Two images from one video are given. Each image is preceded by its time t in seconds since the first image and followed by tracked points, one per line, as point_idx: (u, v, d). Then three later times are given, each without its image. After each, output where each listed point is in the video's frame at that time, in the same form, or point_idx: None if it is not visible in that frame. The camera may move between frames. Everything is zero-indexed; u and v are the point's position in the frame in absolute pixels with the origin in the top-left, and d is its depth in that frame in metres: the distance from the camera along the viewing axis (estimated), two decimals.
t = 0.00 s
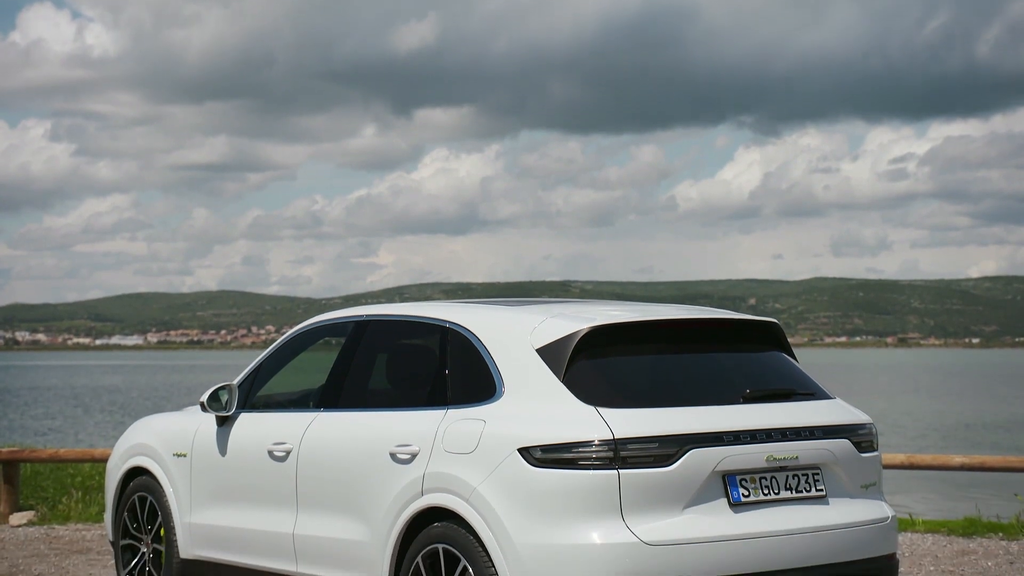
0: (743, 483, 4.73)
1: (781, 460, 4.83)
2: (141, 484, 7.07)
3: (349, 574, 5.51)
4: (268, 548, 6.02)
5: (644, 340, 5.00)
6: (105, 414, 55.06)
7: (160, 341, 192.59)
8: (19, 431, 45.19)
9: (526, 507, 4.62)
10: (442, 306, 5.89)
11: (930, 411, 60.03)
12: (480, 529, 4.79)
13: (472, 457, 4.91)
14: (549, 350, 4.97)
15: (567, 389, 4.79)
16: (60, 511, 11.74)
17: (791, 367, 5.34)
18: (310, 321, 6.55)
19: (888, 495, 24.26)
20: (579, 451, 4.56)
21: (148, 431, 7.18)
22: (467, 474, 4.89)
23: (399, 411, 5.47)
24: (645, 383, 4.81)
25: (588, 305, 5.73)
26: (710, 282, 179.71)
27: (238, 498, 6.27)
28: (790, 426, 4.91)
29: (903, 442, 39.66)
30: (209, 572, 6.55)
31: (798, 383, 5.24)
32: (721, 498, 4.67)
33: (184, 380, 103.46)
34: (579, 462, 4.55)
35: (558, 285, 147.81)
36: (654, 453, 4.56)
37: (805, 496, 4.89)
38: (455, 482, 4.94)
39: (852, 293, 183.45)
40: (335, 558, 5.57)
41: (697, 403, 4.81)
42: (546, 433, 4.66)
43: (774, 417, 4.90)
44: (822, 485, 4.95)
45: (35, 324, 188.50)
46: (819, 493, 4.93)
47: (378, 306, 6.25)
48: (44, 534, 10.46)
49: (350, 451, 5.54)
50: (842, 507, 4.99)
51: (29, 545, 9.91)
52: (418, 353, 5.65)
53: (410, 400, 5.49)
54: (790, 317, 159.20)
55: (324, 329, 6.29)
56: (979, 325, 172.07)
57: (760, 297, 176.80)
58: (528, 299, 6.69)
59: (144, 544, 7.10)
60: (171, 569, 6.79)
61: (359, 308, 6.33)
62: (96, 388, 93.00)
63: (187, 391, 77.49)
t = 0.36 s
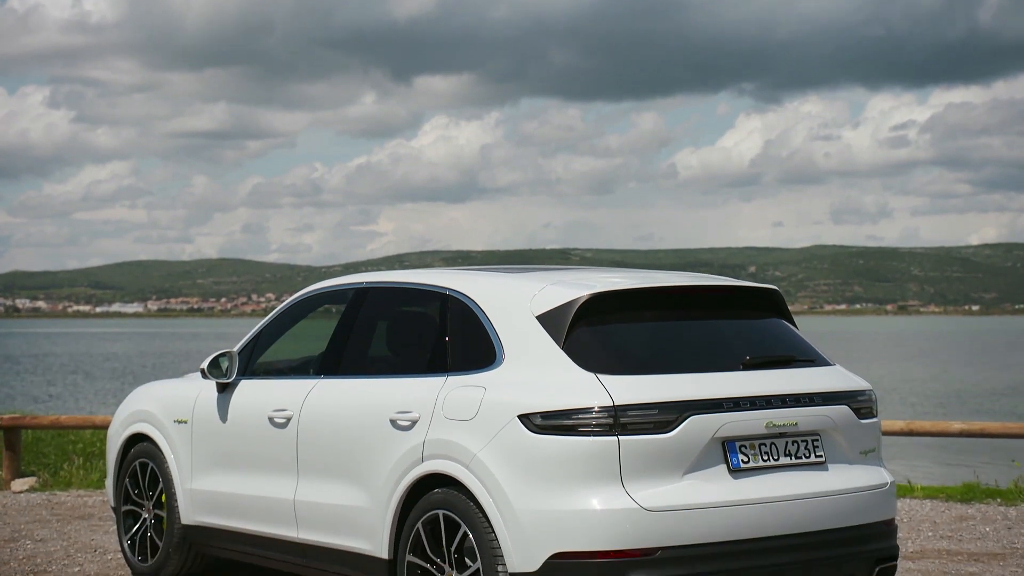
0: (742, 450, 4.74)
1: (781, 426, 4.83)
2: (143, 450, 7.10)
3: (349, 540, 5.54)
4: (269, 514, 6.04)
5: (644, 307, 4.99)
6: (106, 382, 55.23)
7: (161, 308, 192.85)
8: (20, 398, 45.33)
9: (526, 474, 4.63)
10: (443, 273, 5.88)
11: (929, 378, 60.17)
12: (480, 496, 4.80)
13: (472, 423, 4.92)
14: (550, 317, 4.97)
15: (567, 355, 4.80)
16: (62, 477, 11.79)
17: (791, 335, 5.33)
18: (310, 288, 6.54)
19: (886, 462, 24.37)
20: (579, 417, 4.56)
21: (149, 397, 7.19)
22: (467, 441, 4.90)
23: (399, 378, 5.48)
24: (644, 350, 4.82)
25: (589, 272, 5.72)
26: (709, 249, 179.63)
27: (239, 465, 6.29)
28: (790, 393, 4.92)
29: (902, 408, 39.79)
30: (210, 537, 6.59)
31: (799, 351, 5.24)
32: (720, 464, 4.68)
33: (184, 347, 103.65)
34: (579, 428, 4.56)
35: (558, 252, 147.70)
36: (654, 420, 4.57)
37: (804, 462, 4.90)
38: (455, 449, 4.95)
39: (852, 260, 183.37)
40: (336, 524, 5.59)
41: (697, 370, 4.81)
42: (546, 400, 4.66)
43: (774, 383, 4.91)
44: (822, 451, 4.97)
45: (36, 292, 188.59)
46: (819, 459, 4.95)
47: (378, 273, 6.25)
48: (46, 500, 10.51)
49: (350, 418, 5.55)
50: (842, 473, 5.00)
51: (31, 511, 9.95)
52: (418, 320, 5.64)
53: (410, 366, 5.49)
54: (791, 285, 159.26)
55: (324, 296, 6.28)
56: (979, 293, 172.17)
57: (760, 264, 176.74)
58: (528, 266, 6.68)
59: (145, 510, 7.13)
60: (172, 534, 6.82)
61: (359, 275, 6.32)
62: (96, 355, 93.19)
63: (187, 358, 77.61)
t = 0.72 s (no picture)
0: (742, 416, 4.75)
1: (781, 393, 4.84)
2: (144, 417, 7.11)
3: (349, 506, 5.57)
4: (269, 480, 6.07)
5: (644, 274, 4.99)
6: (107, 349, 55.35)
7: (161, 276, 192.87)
8: (20, 365, 45.46)
9: (526, 440, 4.64)
10: (442, 240, 5.87)
11: (928, 345, 60.28)
12: (480, 462, 4.82)
13: (472, 390, 4.93)
14: (549, 285, 4.97)
15: (567, 322, 4.80)
16: (64, 444, 11.83)
17: (791, 302, 5.33)
18: (310, 256, 6.53)
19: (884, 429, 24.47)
20: (579, 384, 4.57)
21: (148, 364, 7.20)
22: (467, 408, 4.91)
23: (399, 345, 5.48)
24: (644, 317, 4.82)
25: (589, 239, 5.71)
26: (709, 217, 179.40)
27: (239, 431, 6.31)
28: (790, 359, 4.92)
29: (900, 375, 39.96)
30: (211, 503, 6.62)
31: (799, 318, 5.23)
32: (720, 431, 4.70)
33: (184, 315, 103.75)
34: (579, 395, 4.57)
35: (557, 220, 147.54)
36: (654, 386, 4.58)
37: (804, 429, 4.92)
38: (455, 416, 4.96)
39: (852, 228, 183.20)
40: (336, 490, 5.62)
41: (696, 337, 4.82)
42: (546, 367, 4.67)
43: (773, 350, 4.91)
44: (822, 418, 4.98)
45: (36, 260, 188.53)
46: (818, 425, 4.96)
47: (378, 240, 6.24)
48: (47, 467, 10.55)
49: (350, 385, 5.57)
50: (841, 439, 5.02)
51: (33, 477, 9.99)
52: (418, 287, 5.64)
53: (410, 333, 5.50)
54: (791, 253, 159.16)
55: (324, 264, 6.27)
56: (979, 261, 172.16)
57: (760, 232, 176.59)
58: (528, 233, 6.67)
59: (146, 476, 7.16)
60: (174, 501, 6.86)
61: (359, 242, 6.31)
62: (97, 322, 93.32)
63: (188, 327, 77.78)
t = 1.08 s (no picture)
0: (742, 383, 4.76)
1: (781, 359, 4.85)
2: (144, 384, 7.13)
3: (349, 473, 5.59)
4: (270, 447, 6.09)
5: (644, 242, 4.98)
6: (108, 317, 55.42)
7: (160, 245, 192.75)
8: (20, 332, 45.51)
9: (526, 407, 4.65)
10: (442, 208, 5.85)
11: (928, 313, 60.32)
12: (480, 429, 4.83)
13: (472, 357, 4.93)
14: (549, 251, 4.96)
15: (567, 289, 4.79)
16: (65, 411, 11.87)
17: (792, 269, 5.32)
18: (309, 224, 6.51)
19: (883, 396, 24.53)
20: (579, 351, 4.57)
21: (149, 331, 7.21)
22: (467, 375, 4.92)
23: (399, 312, 5.48)
24: (644, 284, 4.81)
25: (589, 206, 5.70)
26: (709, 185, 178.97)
27: (240, 399, 6.33)
28: (790, 326, 4.92)
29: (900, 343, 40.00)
30: (212, 469, 6.65)
31: (799, 285, 5.23)
32: (720, 398, 4.70)
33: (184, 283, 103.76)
34: (579, 362, 4.57)
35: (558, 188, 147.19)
36: (654, 353, 4.58)
37: (804, 395, 4.92)
38: (456, 383, 4.97)
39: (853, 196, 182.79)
40: (337, 457, 5.64)
41: (696, 304, 4.81)
42: (546, 333, 4.67)
43: (774, 317, 4.91)
44: (821, 385, 4.99)
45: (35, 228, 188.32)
46: (818, 392, 4.97)
47: (378, 208, 6.22)
48: (49, 433, 10.59)
49: (350, 353, 5.57)
50: (841, 406, 5.03)
51: (35, 444, 10.03)
52: (418, 255, 5.63)
53: (410, 301, 5.49)
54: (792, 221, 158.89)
55: (324, 231, 6.26)
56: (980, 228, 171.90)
57: (760, 200, 176.27)
58: (528, 201, 6.65)
59: (148, 443, 7.19)
60: (175, 468, 6.89)
61: (359, 210, 6.29)
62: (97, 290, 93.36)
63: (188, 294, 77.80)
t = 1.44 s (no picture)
0: (742, 354, 4.76)
1: (781, 330, 4.85)
2: (145, 355, 7.13)
3: (350, 443, 5.60)
4: (270, 418, 6.10)
5: (645, 213, 4.96)
6: (108, 288, 55.42)
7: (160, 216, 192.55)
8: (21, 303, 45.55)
9: (526, 377, 4.66)
10: (442, 179, 5.83)
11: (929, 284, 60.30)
12: (480, 400, 4.84)
13: (472, 328, 4.93)
14: (549, 222, 4.95)
15: (567, 260, 4.78)
16: (66, 381, 11.89)
17: (792, 240, 5.31)
18: (309, 195, 6.50)
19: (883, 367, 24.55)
20: (579, 322, 4.57)
21: (149, 302, 7.21)
22: (468, 346, 4.92)
23: (399, 283, 5.48)
24: (644, 255, 4.80)
25: (589, 177, 5.67)
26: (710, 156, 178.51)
27: (240, 370, 6.33)
28: (790, 297, 4.92)
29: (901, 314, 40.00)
30: (212, 440, 6.66)
31: (800, 256, 5.22)
32: (720, 368, 4.71)
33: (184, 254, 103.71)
34: (579, 333, 4.57)
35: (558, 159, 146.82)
36: (654, 324, 4.58)
37: (804, 366, 4.93)
38: (456, 354, 4.97)
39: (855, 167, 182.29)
40: (337, 427, 5.65)
41: (697, 275, 4.81)
42: (546, 304, 4.67)
43: (774, 288, 4.91)
44: (821, 355, 4.99)
45: (35, 199, 188.12)
46: (818, 362, 4.97)
47: (378, 178, 6.20)
48: (49, 404, 10.61)
49: (350, 324, 5.57)
50: (841, 376, 5.04)
51: (36, 414, 10.05)
52: (418, 226, 5.61)
53: (410, 272, 5.48)
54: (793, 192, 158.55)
55: (323, 202, 6.24)
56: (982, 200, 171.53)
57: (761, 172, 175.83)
58: (529, 171, 6.62)
59: (148, 413, 7.20)
60: (176, 438, 6.91)
61: (359, 181, 6.27)
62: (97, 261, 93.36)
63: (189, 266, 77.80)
